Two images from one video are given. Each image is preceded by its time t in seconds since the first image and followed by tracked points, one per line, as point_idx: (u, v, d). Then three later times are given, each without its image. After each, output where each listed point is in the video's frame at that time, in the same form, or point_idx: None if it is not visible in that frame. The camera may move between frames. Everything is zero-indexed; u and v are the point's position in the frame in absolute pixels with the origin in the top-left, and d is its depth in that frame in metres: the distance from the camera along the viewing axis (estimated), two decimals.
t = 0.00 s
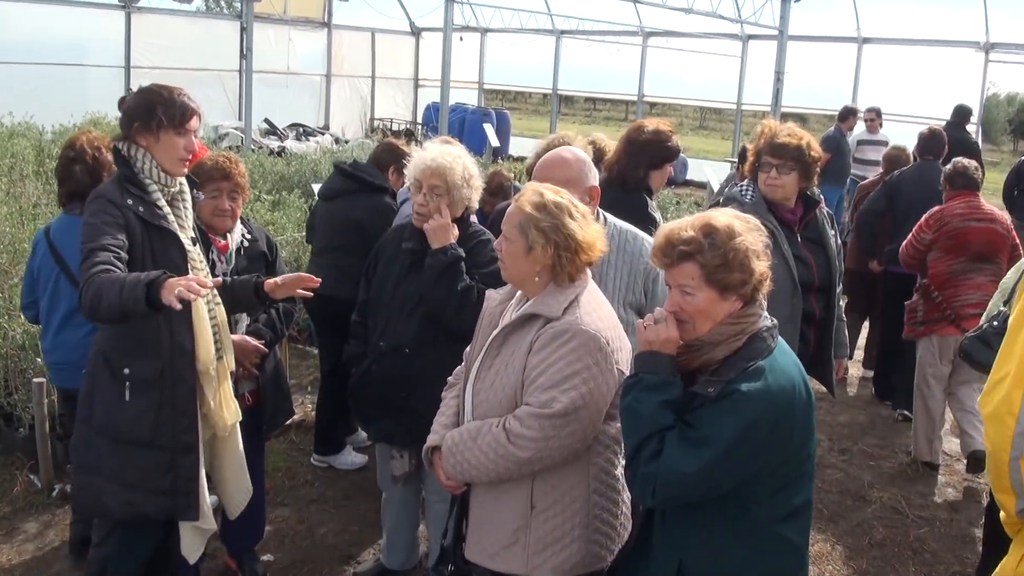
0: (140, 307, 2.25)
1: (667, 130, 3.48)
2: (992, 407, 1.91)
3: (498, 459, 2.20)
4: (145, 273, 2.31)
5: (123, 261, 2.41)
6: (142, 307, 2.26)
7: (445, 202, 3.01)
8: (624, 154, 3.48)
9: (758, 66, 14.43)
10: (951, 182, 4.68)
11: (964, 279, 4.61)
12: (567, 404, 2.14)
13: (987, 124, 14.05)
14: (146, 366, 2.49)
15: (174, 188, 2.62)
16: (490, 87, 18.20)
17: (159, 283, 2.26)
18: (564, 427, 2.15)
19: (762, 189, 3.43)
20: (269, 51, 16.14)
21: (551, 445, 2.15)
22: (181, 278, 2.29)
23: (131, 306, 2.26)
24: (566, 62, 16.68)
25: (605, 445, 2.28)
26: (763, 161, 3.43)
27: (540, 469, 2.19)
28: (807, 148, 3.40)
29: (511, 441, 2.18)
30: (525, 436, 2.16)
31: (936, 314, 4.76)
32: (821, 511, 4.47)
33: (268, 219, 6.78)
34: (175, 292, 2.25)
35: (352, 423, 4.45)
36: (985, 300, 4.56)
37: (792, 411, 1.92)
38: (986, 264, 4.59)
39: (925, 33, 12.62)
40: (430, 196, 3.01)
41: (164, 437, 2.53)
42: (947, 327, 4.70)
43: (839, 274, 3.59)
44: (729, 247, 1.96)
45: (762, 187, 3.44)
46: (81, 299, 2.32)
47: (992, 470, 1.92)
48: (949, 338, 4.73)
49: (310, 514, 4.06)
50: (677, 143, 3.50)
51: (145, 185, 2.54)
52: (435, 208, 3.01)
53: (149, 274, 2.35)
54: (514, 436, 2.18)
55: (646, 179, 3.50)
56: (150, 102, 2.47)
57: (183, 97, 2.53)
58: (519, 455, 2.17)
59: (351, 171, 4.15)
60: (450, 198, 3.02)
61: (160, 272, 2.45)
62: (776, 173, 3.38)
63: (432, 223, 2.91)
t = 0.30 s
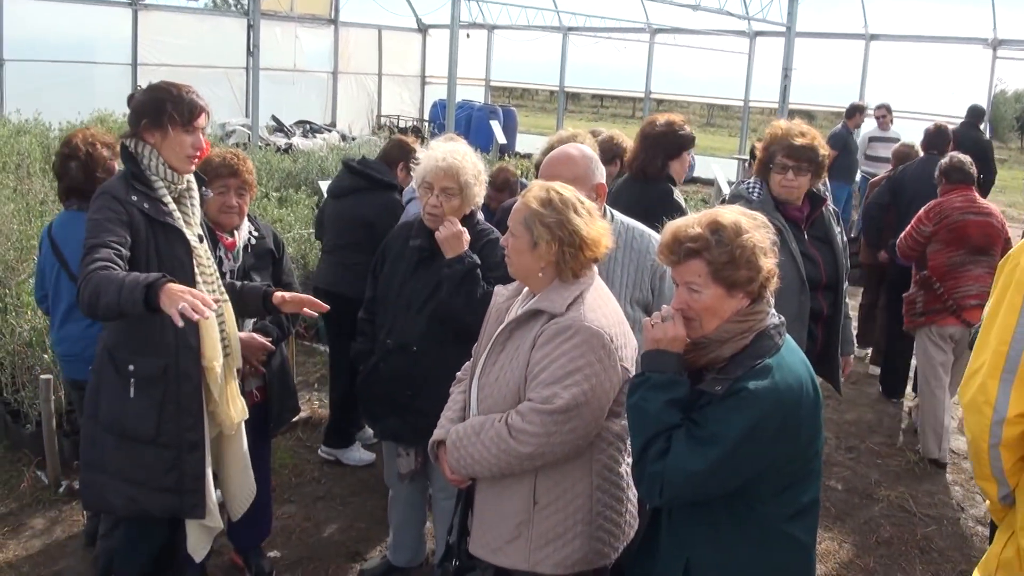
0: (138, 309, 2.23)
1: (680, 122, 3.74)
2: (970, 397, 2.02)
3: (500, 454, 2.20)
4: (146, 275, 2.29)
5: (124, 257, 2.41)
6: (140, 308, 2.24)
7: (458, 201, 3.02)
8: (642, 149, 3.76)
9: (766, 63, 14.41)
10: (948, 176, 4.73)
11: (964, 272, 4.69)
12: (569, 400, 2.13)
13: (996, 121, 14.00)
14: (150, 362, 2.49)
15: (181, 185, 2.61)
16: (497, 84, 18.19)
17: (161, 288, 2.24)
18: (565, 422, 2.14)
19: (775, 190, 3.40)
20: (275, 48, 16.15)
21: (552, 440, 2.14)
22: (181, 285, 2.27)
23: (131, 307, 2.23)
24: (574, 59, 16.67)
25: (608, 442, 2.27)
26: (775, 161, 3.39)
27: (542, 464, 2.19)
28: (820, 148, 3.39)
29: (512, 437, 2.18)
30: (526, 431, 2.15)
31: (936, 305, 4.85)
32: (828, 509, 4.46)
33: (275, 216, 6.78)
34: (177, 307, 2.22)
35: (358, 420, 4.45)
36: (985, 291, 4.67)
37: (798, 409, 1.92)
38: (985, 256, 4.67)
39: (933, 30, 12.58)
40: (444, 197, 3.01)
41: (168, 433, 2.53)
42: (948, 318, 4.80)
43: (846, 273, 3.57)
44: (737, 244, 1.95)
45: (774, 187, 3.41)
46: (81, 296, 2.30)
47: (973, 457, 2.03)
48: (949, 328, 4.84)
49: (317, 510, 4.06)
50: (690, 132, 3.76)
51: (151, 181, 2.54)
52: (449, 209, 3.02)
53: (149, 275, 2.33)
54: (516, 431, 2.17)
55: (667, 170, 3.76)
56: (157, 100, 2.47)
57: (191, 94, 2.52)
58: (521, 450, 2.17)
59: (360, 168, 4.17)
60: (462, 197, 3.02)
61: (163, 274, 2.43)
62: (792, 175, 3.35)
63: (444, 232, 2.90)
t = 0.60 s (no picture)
0: (146, 267, 2.29)
1: (706, 119, 3.75)
2: (968, 400, 2.00)
3: (502, 449, 2.19)
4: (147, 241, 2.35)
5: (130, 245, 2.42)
6: (148, 266, 2.29)
7: (466, 202, 3.03)
8: (667, 146, 3.76)
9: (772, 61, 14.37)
10: (949, 165, 4.89)
11: (955, 260, 4.87)
12: (572, 395, 2.12)
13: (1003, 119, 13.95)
14: (153, 358, 2.49)
15: (185, 182, 2.61)
16: (503, 82, 18.17)
17: (163, 245, 2.29)
18: (567, 418, 2.13)
19: (789, 189, 3.38)
20: (281, 46, 16.15)
21: (555, 435, 2.14)
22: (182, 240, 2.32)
23: (136, 269, 2.29)
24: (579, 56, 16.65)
25: (612, 438, 2.26)
26: (790, 161, 3.36)
27: (544, 460, 2.18)
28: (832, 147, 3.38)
29: (515, 432, 2.17)
30: (528, 426, 2.15)
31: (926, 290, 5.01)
32: (834, 508, 4.45)
33: (281, 214, 6.78)
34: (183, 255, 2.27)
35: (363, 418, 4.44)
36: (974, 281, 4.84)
37: (805, 408, 1.90)
38: (975, 247, 4.87)
39: (940, 27, 12.53)
40: (451, 199, 3.01)
41: (172, 430, 2.53)
42: (935, 304, 4.96)
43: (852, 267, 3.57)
44: (743, 242, 1.94)
45: (786, 185, 3.38)
46: (85, 279, 2.36)
47: (972, 458, 2.02)
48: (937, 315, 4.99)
49: (322, 508, 4.06)
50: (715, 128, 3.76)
51: (156, 178, 2.54)
52: (456, 209, 3.03)
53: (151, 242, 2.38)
54: (519, 427, 2.16)
55: (693, 166, 3.77)
56: (161, 95, 2.46)
57: (195, 92, 2.51)
58: (523, 445, 2.16)
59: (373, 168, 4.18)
60: (470, 197, 3.03)
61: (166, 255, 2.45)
62: (809, 175, 3.33)
63: (450, 258, 2.83)
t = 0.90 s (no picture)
0: (164, 273, 2.27)
1: (729, 119, 3.73)
2: (971, 394, 1.99)
3: (506, 446, 2.19)
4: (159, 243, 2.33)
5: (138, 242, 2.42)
6: (165, 272, 2.28)
7: (472, 202, 3.00)
8: (690, 145, 3.76)
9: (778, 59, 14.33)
10: (940, 161, 5.15)
11: (948, 251, 5.09)
12: (575, 392, 2.12)
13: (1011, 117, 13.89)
14: (160, 355, 2.48)
15: (190, 178, 2.61)
16: (509, 80, 18.16)
17: (180, 250, 2.28)
18: (571, 414, 2.12)
19: (803, 189, 3.34)
20: (287, 44, 16.16)
21: (558, 432, 2.13)
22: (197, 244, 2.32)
23: (153, 270, 2.27)
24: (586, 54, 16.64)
25: (615, 435, 2.25)
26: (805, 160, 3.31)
27: (548, 456, 2.17)
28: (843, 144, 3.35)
29: (518, 429, 2.17)
30: (532, 424, 2.14)
31: (919, 279, 5.22)
32: (840, 507, 4.44)
33: (286, 211, 6.78)
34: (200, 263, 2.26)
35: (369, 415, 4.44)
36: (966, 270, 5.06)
37: (811, 405, 1.89)
38: (967, 238, 5.08)
39: (947, 25, 12.49)
40: (456, 199, 2.99)
41: (177, 427, 2.52)
42: (928, 293, 5.17)
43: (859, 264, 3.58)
44: (750, 240, 1.93)
45: (799, 185, 3.33)
46: (94, 278, 2.33)
47: (974, 451, 2.01)
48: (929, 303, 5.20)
49: (328, 506, 4.06)
50: (737, 128, 3.76)
51: (161, 174, 2.54)
52: (463, 209, 3.00)
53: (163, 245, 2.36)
54: (522, 424, 2.16)
55: (716, 166, 3.77)
56: (166, 90, 2.45)
57: (201, 89, 2.50)
58: (526, 442, 2.15)
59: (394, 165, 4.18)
60: (476, 197, 3.00)
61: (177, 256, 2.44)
62: (824, 175, 3.29)
63: (453, 292, 2.79)
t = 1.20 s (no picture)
0: (200, 252, 2.27)
1: (758, 120, 3.85)
2: (985, 380, 1.98)
3: (508, 442, 2.18)
4: (182, 227, 2.33)
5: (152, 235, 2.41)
6: (200, 252, 2.28)
7: (459, 188, 2.96)
8: (720, 147, 3.86)
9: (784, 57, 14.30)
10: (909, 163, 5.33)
11: (921, 247, 5.25)
12: (575, 389, 2.10)
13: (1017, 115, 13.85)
14: (165, 351, 2.47)
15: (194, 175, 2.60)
16: (514, 77, 18.14)
17: (213, 225, 2.28)
18: (572, 411, 2.11)
19: (814, 189, 3.33)
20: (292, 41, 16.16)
21: (559, 429, 2.12)
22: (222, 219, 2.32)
23: (184, 255, 2.27)
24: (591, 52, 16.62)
25: (617, 432, 2.24)
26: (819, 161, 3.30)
27: (550, 453, 2.16)
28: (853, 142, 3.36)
29: (519, 426, 2.16)
30: (534, 420, 2.13)
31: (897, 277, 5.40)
32: (845, 506, 4.42)
33: (290, 209, 6.78)
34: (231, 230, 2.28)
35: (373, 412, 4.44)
36: (939, 266, 5.21)
37: (816, 403, 1.88)
38: (940, 234, 5.23)
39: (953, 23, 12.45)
40: (446, 182, 2.98)
41: (181, 422, 2.51)
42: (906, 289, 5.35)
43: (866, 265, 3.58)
44: (755, 238, 1.92)
45: (811, 184, 3.32)
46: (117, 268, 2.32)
47: (983, 441, 1.99)
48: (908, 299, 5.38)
49: (332, 503, 4.05)
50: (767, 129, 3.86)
51: (166, 172, 2.53)
52: (449, 195, 2.97)
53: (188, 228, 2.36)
54: (524, 420, 2.15)
55: (747, 166, 3.87)
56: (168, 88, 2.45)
57: (205, 86, 2.49)
58: (528, 439, 2.14)
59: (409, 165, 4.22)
60: (464, 185, 2.96)
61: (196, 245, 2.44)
62: (835, 173, 3.29)
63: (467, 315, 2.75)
